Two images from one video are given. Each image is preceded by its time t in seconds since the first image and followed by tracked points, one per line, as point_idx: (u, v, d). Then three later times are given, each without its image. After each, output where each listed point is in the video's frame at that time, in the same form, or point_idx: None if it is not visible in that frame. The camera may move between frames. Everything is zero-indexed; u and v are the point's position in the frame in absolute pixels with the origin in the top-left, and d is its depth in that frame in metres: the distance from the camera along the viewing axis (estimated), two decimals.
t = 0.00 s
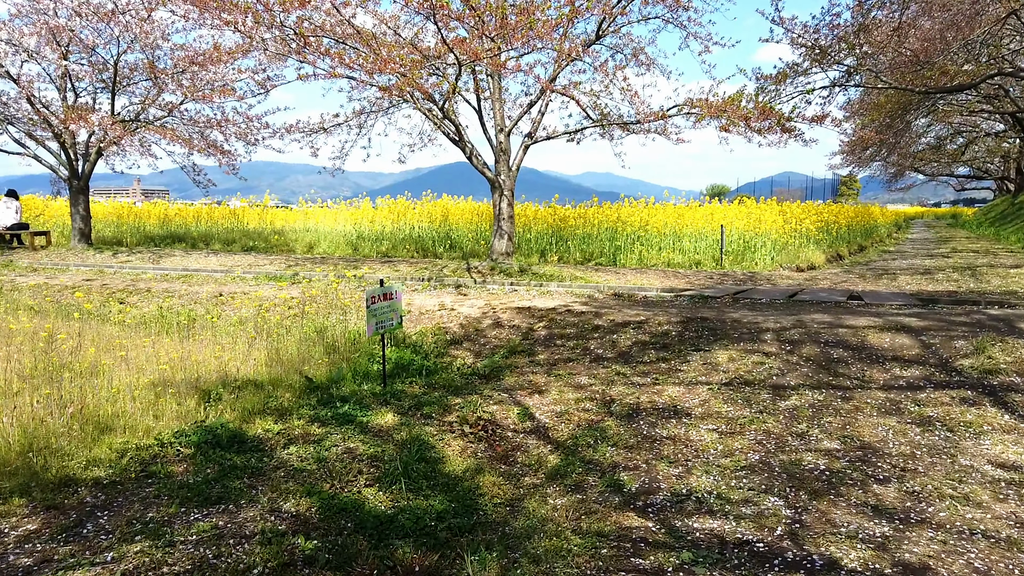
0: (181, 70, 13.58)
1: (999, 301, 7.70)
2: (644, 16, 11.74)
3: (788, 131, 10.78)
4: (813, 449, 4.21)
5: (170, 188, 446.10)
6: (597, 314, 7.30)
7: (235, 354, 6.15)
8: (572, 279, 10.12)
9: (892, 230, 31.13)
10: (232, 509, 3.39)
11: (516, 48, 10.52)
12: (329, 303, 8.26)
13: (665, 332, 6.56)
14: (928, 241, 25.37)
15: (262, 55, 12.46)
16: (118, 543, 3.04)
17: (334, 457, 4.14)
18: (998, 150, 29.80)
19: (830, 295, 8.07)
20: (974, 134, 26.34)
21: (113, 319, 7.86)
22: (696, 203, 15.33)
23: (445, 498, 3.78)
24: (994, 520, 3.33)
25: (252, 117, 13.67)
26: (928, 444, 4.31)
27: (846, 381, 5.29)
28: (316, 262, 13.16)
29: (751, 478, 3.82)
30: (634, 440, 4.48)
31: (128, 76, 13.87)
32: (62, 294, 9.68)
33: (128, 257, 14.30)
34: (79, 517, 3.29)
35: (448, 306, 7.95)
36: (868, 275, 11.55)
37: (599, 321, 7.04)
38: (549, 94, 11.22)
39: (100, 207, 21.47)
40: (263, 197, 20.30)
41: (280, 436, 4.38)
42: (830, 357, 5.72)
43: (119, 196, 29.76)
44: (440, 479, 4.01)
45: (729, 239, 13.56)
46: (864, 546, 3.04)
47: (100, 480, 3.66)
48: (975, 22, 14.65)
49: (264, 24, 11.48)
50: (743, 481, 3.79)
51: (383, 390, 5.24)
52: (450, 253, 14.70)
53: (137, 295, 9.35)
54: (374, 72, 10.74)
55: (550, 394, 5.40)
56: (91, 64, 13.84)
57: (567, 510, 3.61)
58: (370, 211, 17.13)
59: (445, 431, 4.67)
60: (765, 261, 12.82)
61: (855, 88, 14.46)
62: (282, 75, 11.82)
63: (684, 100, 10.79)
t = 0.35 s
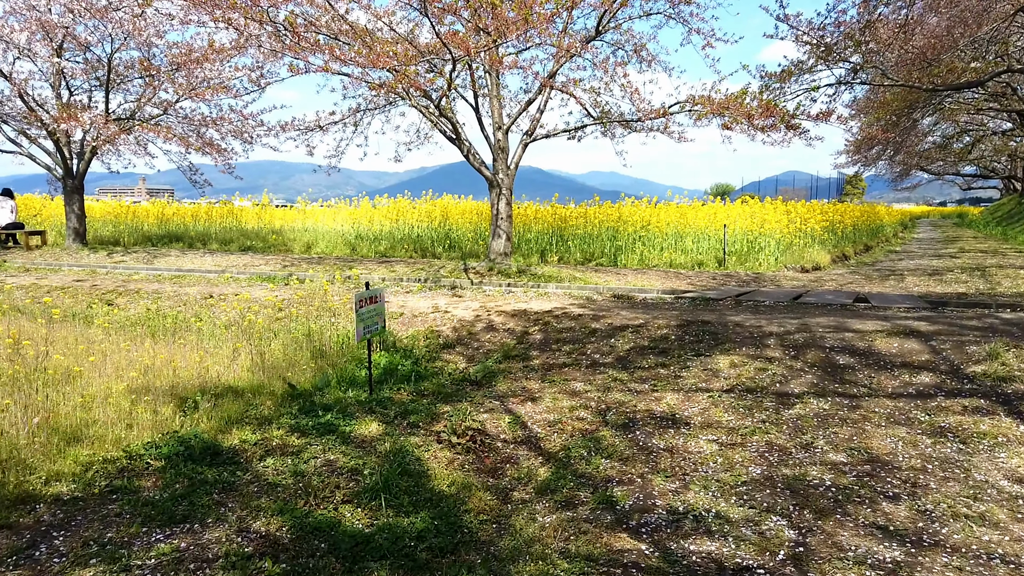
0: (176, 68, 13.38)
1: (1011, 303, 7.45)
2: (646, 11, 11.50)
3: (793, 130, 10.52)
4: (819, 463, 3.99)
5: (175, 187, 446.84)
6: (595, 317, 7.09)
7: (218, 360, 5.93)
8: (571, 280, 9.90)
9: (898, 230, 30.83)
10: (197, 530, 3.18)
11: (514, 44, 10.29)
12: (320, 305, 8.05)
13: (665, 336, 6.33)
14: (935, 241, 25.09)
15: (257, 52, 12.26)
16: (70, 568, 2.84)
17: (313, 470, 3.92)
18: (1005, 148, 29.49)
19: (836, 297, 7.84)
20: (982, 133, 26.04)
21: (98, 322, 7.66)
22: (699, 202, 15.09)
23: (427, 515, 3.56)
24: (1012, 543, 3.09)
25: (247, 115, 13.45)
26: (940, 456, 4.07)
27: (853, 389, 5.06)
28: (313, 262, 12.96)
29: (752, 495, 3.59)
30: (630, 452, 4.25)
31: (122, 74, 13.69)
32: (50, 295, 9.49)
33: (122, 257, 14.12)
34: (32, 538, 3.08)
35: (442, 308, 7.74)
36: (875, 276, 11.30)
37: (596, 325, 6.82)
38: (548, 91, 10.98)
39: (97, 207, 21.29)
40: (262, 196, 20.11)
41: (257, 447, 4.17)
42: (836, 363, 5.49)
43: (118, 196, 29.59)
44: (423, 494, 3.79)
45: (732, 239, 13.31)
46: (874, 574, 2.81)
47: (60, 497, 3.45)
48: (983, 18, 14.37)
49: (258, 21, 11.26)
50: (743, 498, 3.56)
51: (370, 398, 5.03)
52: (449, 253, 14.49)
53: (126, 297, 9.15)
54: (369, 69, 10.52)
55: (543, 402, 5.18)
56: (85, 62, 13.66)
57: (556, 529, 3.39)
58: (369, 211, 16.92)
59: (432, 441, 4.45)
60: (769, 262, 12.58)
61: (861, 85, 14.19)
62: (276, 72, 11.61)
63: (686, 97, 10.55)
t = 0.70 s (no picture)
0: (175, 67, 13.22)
1: None
2: (651, 8, 11.26)
3: (802, 129, 10.25)
4: (829, 482, 3.76)
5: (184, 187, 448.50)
6: (597, 323, 6.87)
7: (204, 367, 5.73)
8: (573, 283, 9.69)
9: (909, 230, 30.49)
10: (163, 556, 2.98)
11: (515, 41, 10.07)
12: (314, 309, 7.85)
13: (668, 343, 6.11)
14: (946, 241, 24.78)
15: (256, 50, 12.07)
16: None
17: (293, 488, 3.71)
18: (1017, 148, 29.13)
19: (846, 302, 7.60)
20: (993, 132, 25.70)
21: (88, 325, 7.48)
22: (706, 203, 14.84)
23: (411, 538, 3.34)
24: None
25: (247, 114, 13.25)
26: (958, 474, 3.84)
27: (865, 401, 4.83)
28: (313, 264, 12.78)
29: (758, 518, 3.37)
30: (629, 469, 4.03)
31: (122, 73, 13.53)
32: (44, 297, 9.32)
33: (122, 258, 13.98)
34: None
35: (440, 313, 7.54)
36: (886, 279, 11.04)
37: (597, 330, 6.60)
38: (551, 90, 10.75)
39: (99, 207, 21.16)
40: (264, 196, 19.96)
41: (236, 462, 3.97)
42: (847, 372, 5.25)
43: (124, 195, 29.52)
44: (408, 514, 3.58)
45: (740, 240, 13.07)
46: None
47: (22, 518, 3.26)
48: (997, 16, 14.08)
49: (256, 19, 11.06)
50: (748, 522, 3.34)
51: (359, 409, 4.83)
52: (451, 254, 14.29)
53: (119, 299, 8.97)
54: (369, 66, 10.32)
55: (540, 412, 4.97)
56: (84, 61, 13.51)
57: (548, 555, 3.18)
58: (371, 211, 16.74)
59: (421, 456, 4.24)
60: (777, 264, 12.33)
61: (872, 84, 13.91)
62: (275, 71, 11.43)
63: (693, 96, 10.31)
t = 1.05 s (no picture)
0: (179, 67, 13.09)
1: None
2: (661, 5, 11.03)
3: (815, 128, 9.99)
4: (843, 502, 3.53)
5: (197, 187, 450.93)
6: (602, 328, 6.66)
7: (195, 374, 5.56)
8: (579, 286, 9.49)
9: (923, 231, 30.09)
10: None
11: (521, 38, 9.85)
12: (313, 313, 7.68)
13: (675, 350, 5.89)
14: (962, 242, 24.41)
15: (260, 49, 11.92)
16: None
17: (276, 506, 3.52)
18: None
19: (861, 307, 7.34)
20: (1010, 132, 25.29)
21: (83, 329, 7.32)
22: (717, 204, 14.57)
23: (397, 562, 3.14)
24: None
25: (251, 114, 13.10)
26: (982, 494, 3.60)
27: (881, 414, 4.59)
28: (317, 266, 12.64)
29: (767, 543, 3.15)
30: (631, 486, 3.82)
31: (126, 73, 13.41)
32: (44, 300, 9.20)
33: (126, 259, 13.88)
34: None
35: (441, 317, 7.35)
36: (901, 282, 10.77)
37: (602, 336, 6.39)
38: (557, 89, 10.54)
39: (107, 208, 21.12)
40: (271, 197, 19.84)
41: (218, 477, 3.79)
42: (862, 383, 5.02)
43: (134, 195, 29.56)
44: (396, 534, 3.38)
45: (751, 242, 12.81)
46: None
47: None
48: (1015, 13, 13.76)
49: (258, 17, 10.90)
50: (757, 548, 3.12)
51: (352, 420, 4.64)
52: (458, 256, 14.13)
53: (117, 303, 8.82)
54: (371, 65, 10.15)
55: (540, 424, 4.77)
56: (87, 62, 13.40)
57: None
58: (378, 212, 16.60)
59: (414, 470, 4.04)
60: (789, 267, 12.07)
61: (887, 83, 13.62)
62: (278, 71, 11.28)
63: (703, 95, 10.07)
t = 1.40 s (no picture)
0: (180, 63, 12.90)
1: None
2: None
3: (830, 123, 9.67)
4: (862, 521, 3.26)
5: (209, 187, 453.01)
6: (607, 329, 6.40)
7: (180, 378, 5.33)
8: (585, 286, 9.24)
9: (938, 231, 29.64)
10: None
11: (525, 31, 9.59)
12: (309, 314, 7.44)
13: (682, 354, 5.62)
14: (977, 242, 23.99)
15: (260, 45, 11.71)
16: None
17: (251, 522, 3.29)
18: None
19: (878, 308, 7.04)
20: None
21: (72, 330, 7.11)
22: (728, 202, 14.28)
23: None
24: None
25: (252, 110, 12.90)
26: (1013, 512, 3.33)
27: (901, 423, 4.32)
28: (319, 265, 12.43)
29: (779, 567, 2.89)
30: (632, 501, 3.57)
31: (126, 70, 13.23)
32: (37, 300, 9.01)
33: (127, 259, 13.73)
34: None
35: (440, 318, 7.11)
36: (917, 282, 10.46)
37: (607, 338, 6.12)
38: (563, 83, 10.27)
39: (111, 206, 20.99)
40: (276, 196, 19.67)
41: (192, 489, 3.56)
42: (881, 390, 4.74)
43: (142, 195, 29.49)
44: (377, 553, 3.13)
45: (763, 241, 12.51)
46: None
47: None
48: None
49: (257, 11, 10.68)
50: (768, 572, 2.86)
51: (340, 426, 4.41)
52: (462, 255, 13.90)
53: (111, 303, 8.62)
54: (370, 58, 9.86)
55: (538, 432, 4.51)
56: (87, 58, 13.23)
57: None
58: (382, 211, 16.41)
59: (401, 482, 3.80)
60: (802, 267, 11.76)
61: (902, 78, 13.29)
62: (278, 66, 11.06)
63: (713, 89, 9.79)
